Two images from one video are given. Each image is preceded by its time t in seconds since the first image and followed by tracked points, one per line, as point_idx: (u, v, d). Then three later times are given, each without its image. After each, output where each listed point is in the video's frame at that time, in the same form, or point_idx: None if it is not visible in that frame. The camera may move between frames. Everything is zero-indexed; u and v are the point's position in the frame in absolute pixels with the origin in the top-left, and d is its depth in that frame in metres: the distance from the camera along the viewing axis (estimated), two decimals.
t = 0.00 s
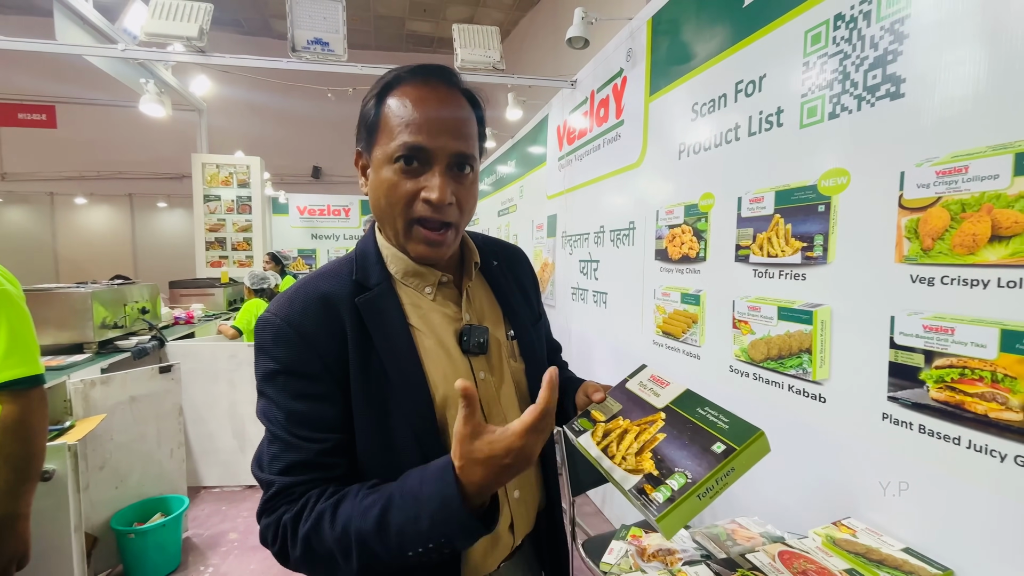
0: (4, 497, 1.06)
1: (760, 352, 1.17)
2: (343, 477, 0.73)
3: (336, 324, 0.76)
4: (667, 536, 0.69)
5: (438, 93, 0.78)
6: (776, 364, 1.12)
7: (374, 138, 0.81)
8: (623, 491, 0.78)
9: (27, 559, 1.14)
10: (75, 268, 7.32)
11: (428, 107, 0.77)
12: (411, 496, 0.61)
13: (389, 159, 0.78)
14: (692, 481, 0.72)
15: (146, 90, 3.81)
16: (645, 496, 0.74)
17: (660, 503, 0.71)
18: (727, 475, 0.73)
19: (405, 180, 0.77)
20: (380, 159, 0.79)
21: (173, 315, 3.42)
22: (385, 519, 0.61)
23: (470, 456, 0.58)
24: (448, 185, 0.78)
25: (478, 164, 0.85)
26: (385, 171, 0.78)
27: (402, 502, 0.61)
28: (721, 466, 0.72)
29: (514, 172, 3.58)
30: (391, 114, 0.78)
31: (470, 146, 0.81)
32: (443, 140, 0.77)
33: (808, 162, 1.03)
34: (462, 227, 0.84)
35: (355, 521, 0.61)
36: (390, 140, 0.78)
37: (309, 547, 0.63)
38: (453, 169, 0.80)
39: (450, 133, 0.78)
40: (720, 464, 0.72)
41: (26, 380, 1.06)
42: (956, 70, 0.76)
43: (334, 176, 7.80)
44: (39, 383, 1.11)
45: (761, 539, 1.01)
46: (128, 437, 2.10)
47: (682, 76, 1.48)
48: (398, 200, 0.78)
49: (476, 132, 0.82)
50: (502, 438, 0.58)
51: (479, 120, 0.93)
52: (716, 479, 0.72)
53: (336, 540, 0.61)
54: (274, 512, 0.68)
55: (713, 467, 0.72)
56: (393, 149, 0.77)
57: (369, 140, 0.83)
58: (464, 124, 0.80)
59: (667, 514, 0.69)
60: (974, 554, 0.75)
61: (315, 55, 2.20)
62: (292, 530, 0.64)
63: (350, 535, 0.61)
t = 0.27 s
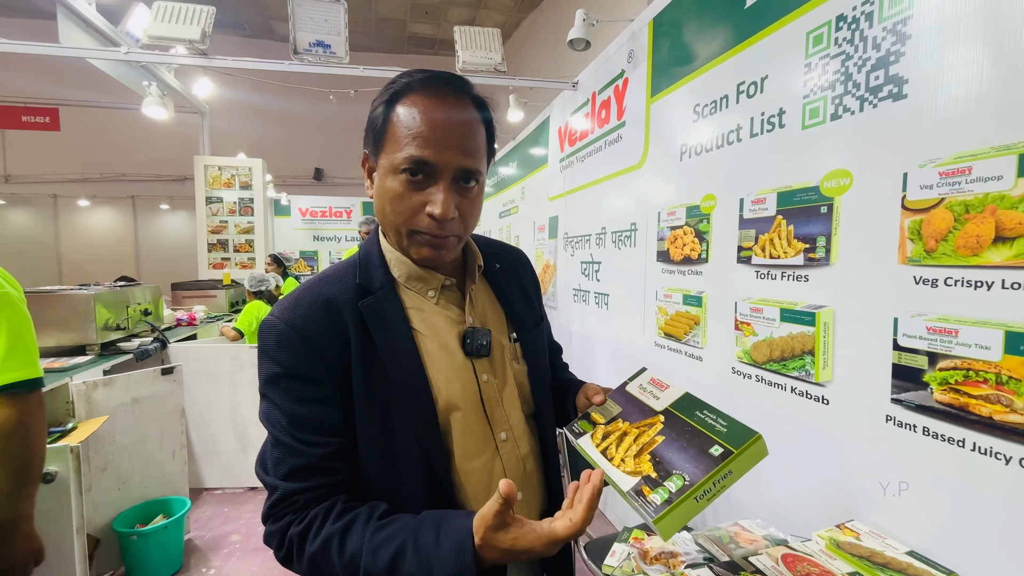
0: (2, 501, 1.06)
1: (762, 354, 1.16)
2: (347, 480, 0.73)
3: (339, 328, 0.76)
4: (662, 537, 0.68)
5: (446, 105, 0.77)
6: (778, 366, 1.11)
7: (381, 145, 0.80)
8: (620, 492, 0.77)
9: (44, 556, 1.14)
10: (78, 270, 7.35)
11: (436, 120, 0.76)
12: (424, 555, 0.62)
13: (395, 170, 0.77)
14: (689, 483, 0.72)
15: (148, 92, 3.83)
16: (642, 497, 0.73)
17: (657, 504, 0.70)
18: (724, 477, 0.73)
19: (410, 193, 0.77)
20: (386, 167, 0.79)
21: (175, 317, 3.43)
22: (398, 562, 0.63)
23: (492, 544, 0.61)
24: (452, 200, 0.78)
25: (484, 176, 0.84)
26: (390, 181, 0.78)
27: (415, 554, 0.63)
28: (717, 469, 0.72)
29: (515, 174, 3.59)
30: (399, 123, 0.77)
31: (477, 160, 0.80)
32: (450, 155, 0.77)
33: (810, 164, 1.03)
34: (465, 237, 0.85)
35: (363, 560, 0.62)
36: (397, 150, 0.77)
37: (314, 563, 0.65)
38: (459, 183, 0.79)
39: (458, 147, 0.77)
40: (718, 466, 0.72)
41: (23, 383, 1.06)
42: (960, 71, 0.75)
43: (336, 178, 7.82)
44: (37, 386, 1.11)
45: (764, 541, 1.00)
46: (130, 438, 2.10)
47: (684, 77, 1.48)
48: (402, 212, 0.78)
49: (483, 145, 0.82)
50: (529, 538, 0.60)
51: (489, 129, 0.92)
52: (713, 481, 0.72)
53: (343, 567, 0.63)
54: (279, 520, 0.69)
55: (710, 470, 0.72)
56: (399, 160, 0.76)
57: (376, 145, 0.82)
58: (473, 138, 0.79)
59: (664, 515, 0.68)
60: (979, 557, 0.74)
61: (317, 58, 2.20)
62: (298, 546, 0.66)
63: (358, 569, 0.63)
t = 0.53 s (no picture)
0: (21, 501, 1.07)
1: (766, 356, 1.16)
2: (356, 482, 0.74)
3: (348, 331, 0.76)
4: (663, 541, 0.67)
5: (473, 110, 0.78)
6: (783, 368, 1.11)
7: (406, 150, 0.79)
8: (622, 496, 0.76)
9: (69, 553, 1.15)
10: (84, 272, 7.39)
11: (467, 126, 0.77)
12: (444, 538, 0.63)
13: (428, 174, 0.77)
14: (690, 487, 0.72)
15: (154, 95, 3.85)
16: (643, 501, 0.72)
17: (658, 507, 0.70)
18: (725, 482, 0.73)
19: (448, 197, 0.77)
20: (418, 174, 0.78)
21: (179, 319, 3.44)
22: (415, 550, 0.63)
23: (529, 519, 0.62)
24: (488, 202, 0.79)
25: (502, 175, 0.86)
26: (424, 187, 0.77)
27: (434, 538, 0.63)
28: (717, 473, 0.71)
29: (518, 175, 3.59)
30: (429, 128, 0.77)
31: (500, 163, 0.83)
32: (484, 159, 0.78)
33: (814, 166, 1.03)
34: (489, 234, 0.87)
35: (382, 548, 0.63)
36: (431, 156, 0.76)
37: (328, 560, 0.65)
38: (489, 185, 0.81)
39: (488, 151, 0.79)
40: (718, 470, 0.72)
41: (30, 386, 1.06)
42: (965, 72, 0.75)
43: (340, 180, 7.84)
44: (45, 389, 1.11)
45: (769, 545, 0.99)
46: (135, 440, 2.11)
47: (687, 78, 1.48)
48: (439, 216, 0.78)
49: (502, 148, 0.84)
50: (562, 528, 0.60)
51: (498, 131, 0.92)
52: (714, 485, 0.72)
53: (358, 560, 0.64)
54: (290, 520, 0.69)
55: (711, 474, 0.72)
56: (435, 164, 0.76)
57: (397, 150, 0.80)
58: (496, 142, 0.81)
59: (665, 519, 0.68)
60: (987, 561, 0.74)
61: (321, 60, 2.21)
62: (311, 543, 0.66)
63: (374, 560, 0.63)
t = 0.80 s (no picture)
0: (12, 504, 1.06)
1: (766, 355, 1.16)
2: (371, 469, 0.74)
3: (365, 322, 0.76)
4: (664, 515, 0.67)
5: (475, 102, 0.79)
6: (782, 367, 1.11)
7: (410, 144, 0.81)
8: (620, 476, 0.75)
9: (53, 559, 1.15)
10: (82, 271, 7.38)
11: (467, 117, 0.78)
12: (461, 505, 0.64)
13: (426, 163, 0.78)
14: (685, 460, 0.72)
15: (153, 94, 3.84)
16: (642, 477, 0.71)
17: (657, 481, 0.69)
18: (720, 454, 0.74)
19: (442, 184, 0.78)
20: (416, 163, 0.79)
21: (178, 318, 3.44)
22: (434, 521, 0.63)
23: (540, 488, 0.63)
24: (482, 189, 0.78)
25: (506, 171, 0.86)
26: (421, 175, 0.79)
27: (452, 507, 0.64)
28: (711, 445, 0.72)
29: (517, 175, 3.59)
30: (430, 119, 0.78)
31: (501, 154, 0.82)
32: (479, 147, 0.78)
33: (813, 165, 1.03)
34: (490, 228, 0.85)
35: (403, 519, 0.64)
36: (428, 145, 0.78)
37: (349, 538, 0.65)
38: (486, 175, 0.80)
39: (485, 141, 0.79)
40: (712, 442, 0.72)
41: (22, 388, 1.06)
42: (964, 71, 0.75)
43: (339, 179, 7.83)
44: (37, 391, 1.11)
45: (768, 543, 1.00)
46: (134, 439, 2.11)
47: (687, 77, 1.48)
48: (433, 203, 0.78)
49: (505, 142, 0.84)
50: (570, 498, 0.61)
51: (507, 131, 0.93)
52: (709, 457, 0.72)
53: (380, 533, 0.64)
54: (307, 503, 0.68)
55: (705, 446, 0.72)
56: (431, 152, 0.78)
57: (403, 146, 0.83)
58: (497, 134, 0.81)
59: (664, 491, 0.67)
60: (986, 559, 0.74)
61: (320, 59, 2.21)
62: (331, 522, 0.66)
63: (396, 531, 0.64)
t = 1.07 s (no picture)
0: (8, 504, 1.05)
1: (763, 355, 1.16)
2: (379, 460, 0.73)
3: (375, 317, 0.76)
4: (659, 498, 0.67)
5: (492, 108, 0.79)
6: (780, 367, 1.11)
7: (426, 147, 0.80)
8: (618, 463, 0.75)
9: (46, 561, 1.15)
10: (77, 271, 7.34)
11: (485, 122, 0.78)
12: (464, 491, 0.63)
13: (443, 167, 0.78)
14: (681, 442, 0.72)
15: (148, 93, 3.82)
16: (637, 462, 0.72)
17: (651, 465, 0.69)
18: (714, 436, 0.74)
19: (460, 188, 0.77)
20: (433, 166, 0.79)
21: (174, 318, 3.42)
22: (437, 506, 0.63)
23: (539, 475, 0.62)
24: (499, 194, 0.78)
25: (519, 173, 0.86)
26: (438, 178, 0.78)
27: (455, 491, 0.64)
28: (706, 426, 0.72)
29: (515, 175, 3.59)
30: (447, 123, 0.78)
31: (515, 159, 0.82)
32: (497, 152, 0.78)
33: (811, 165, 1.03)
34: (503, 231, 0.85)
35: (405, 506, 0.63)
36: (445, 148, 0.77)
37: (353, 524, 0.65)
38: (502, 179, 0.81)
39: (503, 146, 0.79)
40: (706, 424, 0.72)
41: (17, 389, 1.04)
42: (960, 72, 0.75)
43: (336, 179, 7.81)
44: (32, 391, 1.09)
45: (766, 543, 1.00)
46: (130, 440, 2.10)
47: (684, 78, 1.48)
48: (450, 207, 0.78)
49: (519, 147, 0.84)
50: (563, 490, 0.59)
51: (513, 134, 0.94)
52: (703, 439, 0.72)
53: (383, 520, 0.63)
54: (316, 490, 0.68)
55: (699, 428, 0.73)
56: (449, 156, 0.77)
57: (418, 149, 0.82)
58: (513, 139, 0.82)
59: (658, 475, 0.67)
60: (983, 560, 0.74)
61: (317, 58, 2.20)
62: (336, 509, 0.65)
63: (399, 519, 0.63)
